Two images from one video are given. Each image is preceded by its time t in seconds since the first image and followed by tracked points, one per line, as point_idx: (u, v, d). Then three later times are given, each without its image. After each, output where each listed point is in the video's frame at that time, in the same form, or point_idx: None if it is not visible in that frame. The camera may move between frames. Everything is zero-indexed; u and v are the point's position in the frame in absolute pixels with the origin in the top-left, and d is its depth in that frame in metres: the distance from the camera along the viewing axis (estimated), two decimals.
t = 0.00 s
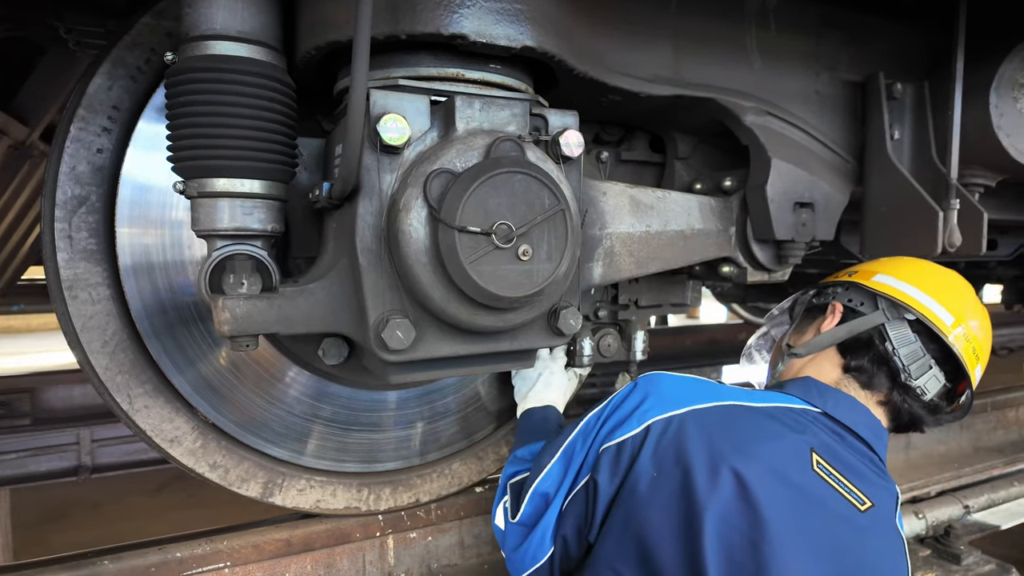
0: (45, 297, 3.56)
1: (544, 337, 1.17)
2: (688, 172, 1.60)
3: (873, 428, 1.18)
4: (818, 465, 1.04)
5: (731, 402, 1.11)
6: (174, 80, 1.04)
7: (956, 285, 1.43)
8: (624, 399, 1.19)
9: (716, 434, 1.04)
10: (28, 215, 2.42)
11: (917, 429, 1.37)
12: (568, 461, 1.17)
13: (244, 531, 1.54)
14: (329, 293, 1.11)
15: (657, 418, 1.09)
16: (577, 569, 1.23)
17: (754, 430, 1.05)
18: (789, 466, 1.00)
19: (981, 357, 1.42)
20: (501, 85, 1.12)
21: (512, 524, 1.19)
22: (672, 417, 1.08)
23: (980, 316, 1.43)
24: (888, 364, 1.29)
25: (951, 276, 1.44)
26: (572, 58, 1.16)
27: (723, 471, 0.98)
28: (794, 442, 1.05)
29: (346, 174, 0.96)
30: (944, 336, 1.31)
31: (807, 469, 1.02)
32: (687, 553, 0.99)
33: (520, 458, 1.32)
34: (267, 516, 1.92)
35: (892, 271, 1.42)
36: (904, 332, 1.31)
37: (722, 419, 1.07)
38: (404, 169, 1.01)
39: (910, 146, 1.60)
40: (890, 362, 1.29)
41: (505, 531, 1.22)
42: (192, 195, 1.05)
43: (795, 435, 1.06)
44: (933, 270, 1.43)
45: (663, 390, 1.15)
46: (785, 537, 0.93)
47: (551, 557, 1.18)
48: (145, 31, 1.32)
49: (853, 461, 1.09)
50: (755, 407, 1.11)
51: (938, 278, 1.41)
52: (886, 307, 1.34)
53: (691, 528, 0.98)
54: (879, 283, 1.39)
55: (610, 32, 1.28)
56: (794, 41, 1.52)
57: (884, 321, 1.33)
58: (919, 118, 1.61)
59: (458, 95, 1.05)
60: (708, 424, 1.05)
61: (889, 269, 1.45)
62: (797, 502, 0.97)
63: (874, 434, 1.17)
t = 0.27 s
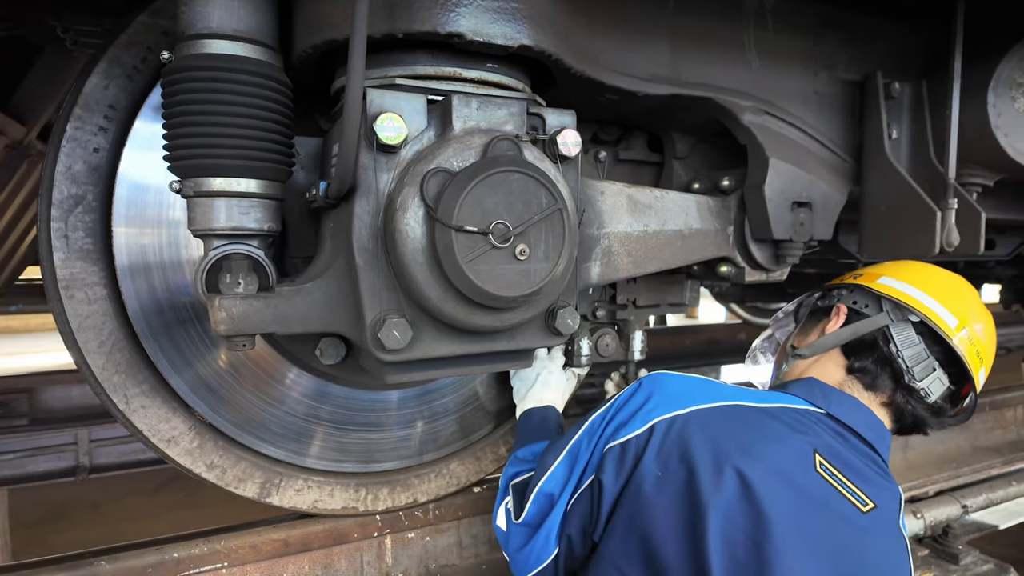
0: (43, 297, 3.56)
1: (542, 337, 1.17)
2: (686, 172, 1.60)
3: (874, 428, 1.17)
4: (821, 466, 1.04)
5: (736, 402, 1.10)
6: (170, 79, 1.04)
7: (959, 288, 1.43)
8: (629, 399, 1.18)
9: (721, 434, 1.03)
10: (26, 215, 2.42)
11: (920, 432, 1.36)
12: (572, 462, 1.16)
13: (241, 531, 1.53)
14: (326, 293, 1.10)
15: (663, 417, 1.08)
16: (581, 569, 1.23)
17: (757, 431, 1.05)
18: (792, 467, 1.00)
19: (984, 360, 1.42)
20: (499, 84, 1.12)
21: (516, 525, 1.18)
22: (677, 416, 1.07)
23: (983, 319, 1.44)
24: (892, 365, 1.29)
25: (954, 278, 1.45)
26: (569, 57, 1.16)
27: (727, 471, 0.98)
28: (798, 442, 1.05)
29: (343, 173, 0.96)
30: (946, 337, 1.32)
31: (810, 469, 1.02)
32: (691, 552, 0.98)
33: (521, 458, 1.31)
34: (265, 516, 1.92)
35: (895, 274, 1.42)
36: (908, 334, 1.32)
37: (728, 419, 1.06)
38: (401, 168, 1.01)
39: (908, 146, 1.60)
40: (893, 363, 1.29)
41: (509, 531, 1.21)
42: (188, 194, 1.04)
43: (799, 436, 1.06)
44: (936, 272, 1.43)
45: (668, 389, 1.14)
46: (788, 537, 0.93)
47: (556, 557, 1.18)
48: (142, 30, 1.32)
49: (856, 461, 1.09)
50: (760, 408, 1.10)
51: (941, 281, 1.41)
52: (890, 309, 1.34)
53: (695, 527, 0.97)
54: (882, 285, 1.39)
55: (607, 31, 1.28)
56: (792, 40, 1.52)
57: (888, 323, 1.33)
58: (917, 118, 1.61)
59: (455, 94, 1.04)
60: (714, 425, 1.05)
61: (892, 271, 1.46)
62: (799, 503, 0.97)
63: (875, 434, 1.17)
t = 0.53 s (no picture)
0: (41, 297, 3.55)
1: (540, 337, 1.17)
2: (684, 172, 1.60)
3: (873, 428, 1.18)
4: (822, 466, 1.05)
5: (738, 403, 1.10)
6: (168, 80, 1.04)
7: (959, 290, 1.44)
8: (631, 399, 1.18)
9: (723, 435, 1.04)
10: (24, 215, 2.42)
11: (919, 432, 1.37)
12: (575, 462, 1.16)
13: (239, 531, 1.53)
14: (323, 293, 1.10)
15: (666, 418, 1.08)
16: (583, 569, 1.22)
17: (758, 431, 1.05)
18: (792, 467, 1.01)
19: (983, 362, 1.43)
20: (496, 85, 1.12)
21: (518, 525, 1.17)
22: (681, 416, 1.07)
23: (982, 321, 1.45)
24: (892, 367, 1.30)
25: (954, 280, 1.46)
26: (566, 58, 1.16)
27: (729, 471, 0.99)
28: (799, 443, 1.05)
29: (341, 173, 0.96)
30: (946, 339, 1.33)
31: (810, 469, 1.02)
32: (692, 551, 0.98)
33: (521, 458, 1.31)
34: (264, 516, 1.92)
35: (894, 276, 1.43)
36: (907, 336, 1.32)
37: (730, 420, 1.07)
38: (399, 168, 1.01)
39: (905, 146, 1.60)
40: (893, 365, 1.30)
41: (512, 531, 1.21)
42: (186, 195, 1.04)
43: (799, 436, 1.07)
44: (935, 274, 1.44)
45: (671, 390, 1.14)
46: (789, 537, 0.93)
47: (558, 557, 1.17)
48: (140, 31, 1.32)
49: (856, 462, 1.10)
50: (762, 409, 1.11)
51: (940, 283, 1.42)
52: (890, 311, 1.35)
53: (698, 527, 0.97)
54: (882, 287, 1.40)
55: (605, 31, 1.28)
56: (790, 41, 1.52)
57: (888, 325, 1.34)
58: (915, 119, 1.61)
59: (452, 95, 1.04)
60: (716, 426, 1.05)
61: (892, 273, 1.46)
62: (799, 503, 0.97)
63: (874, 434, 1.17)
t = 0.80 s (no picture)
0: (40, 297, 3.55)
1: (538, 337, 1.17)
2: (682, 173, 1.60)
3: (871, 427, 1.18)
4: (822, 464, 1.05)
5: (738, 402, 1.11)
6: (167, 81, 1.05)
7: (955, 292, 1.45)
8: (634, 398, 1.19)
9: (726, 434, 1.04)
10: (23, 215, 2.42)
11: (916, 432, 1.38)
12: (579, 462, 1.17)
13: (238, 531, 1.54)
14: (322, 293, 1.11)
15: (668, 417, 1.09)
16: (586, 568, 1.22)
17: (759, 430, 1.06)
18: (792, 465, 1.01)
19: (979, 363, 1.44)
20: (495, 86, 1.13)
21: (521, 524, 1.18)
22: (684, 415, 1.08)
23: (978, 323, 1.46)
24: (890, 367, 1.30)
25: (951, 282, 1.47)
26: (564, 58, 1.17)
27: (731, 469, 0.99)
28: (799, 442, 1.06)
29: (339, 174, 0.96)
30: (943, 340, 1.33)
31: (810, 468, 1.03)
32: (694, 549, 0.99)
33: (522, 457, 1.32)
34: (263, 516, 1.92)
35: (891, 278, 1.44)
36: (905, 337, 1.33)
37: (732, 419, 1.07)
38: (397, 169, 1.01)
39: (902, 147, 1.61)
40: (892, 365, 1.30)
41: (514, 531, 1.22)
42: (185, 195, 1.05)
43: (799, 435, 1.07)
44: (932, 277, 1.45)
45: (672, 389, 1.15)
46: (789, 534, 0.94)
47: (562, 555, 1.17)
48: (139, 31, 1.32)
49: (856, 461, 1.10)
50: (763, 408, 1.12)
51: (937, 285, 1.43)
52: (888, 313, 1.36)
53: (700, 524, 0.98)
54: (880, 289, 1.41)
55: (602, 32, 1.29)
56: (787, 42, 1.53)
57: (885, 326, 1.34)
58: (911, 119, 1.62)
59: (450, 96, 1.05)
60: (718, 424, 1.06)
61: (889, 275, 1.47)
62: (800, 500, 0.98)
63: (873, 434, 1.18)
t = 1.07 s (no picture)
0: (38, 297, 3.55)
1: (537, 337, 1.18)
2: (680, 173, 1.61)
3: (869, 426, 1.19)
4: (821, 463, 1.06)
5: (739, 400, 1.12)
6: (167, 82, 1.05)
7: (949, 292, 1.46)
8: (636, 397, 1.19)
9: (728, 432, 1.05)
10: (21, 215, 2.43)
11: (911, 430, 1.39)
12: (580, 459, 1.17)
13: (238, 531, 1.54)
14: (321, 294, 1.11)
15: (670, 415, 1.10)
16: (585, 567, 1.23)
17: (759, 428, 1.06)
18: (792, 464, 1.02)
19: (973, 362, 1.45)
20: (494, 87, 1.13)
21: (522, 522, 1.18)
22: (686, 413, 1.09)
23: (972, 323, 1.47)
24: (886, 367, 1.31)
25: (945, 282, 1.48)
26: (562, 59, 1.17)
27: (732, 467, 1.00)
28: (799, 440, 1.07)
29: (338, 174, 0.97)
30: (938, 340, 1.35)
31: (810, 466, 1.03)
32: (695, 546, 0.99)
33: (522, 456, 1.32)
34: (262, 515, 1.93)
35: (887, 278, 1.45)
36: (902, 336, 1.34)
37: (733, 417, 1.08)
38: (396, 170, 1.02)
39: (900, 147, 1.61)
40: (888, 364, 1.31)
41: (514, 529, 1.22)
42: (185, 196, 1.05)
43: (799, 434, 1.08)
44: (927, 277, 1.46)
45: (673, 387, 1.16)
46: (789, 532, 0.94)
47: (562, 553, 1.17)
48: (138, 32, 1.33)
49: (855, 459, 1.11)
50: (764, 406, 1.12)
51: (931, 285, 1.44)
52: (885, 313, 1.36)
53: (701, 521, 0.98)
54: (875, 289, 1.42)
55: (600, 33, 1.29)
56: (785, 43, 1.53)
57: (882, 325, 1.35)
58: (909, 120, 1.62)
59: (449, 97, 1.05)
60: (721, 423, 1.06)
61: (883, 275, 1.48)
62: (800, 498, 0.98)
63: (871, 433, 1.18)
